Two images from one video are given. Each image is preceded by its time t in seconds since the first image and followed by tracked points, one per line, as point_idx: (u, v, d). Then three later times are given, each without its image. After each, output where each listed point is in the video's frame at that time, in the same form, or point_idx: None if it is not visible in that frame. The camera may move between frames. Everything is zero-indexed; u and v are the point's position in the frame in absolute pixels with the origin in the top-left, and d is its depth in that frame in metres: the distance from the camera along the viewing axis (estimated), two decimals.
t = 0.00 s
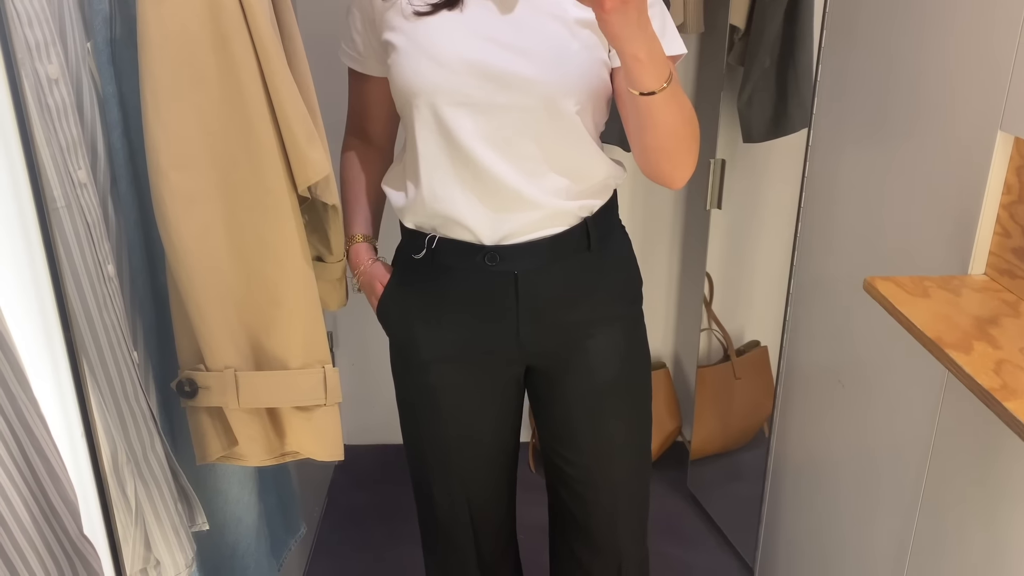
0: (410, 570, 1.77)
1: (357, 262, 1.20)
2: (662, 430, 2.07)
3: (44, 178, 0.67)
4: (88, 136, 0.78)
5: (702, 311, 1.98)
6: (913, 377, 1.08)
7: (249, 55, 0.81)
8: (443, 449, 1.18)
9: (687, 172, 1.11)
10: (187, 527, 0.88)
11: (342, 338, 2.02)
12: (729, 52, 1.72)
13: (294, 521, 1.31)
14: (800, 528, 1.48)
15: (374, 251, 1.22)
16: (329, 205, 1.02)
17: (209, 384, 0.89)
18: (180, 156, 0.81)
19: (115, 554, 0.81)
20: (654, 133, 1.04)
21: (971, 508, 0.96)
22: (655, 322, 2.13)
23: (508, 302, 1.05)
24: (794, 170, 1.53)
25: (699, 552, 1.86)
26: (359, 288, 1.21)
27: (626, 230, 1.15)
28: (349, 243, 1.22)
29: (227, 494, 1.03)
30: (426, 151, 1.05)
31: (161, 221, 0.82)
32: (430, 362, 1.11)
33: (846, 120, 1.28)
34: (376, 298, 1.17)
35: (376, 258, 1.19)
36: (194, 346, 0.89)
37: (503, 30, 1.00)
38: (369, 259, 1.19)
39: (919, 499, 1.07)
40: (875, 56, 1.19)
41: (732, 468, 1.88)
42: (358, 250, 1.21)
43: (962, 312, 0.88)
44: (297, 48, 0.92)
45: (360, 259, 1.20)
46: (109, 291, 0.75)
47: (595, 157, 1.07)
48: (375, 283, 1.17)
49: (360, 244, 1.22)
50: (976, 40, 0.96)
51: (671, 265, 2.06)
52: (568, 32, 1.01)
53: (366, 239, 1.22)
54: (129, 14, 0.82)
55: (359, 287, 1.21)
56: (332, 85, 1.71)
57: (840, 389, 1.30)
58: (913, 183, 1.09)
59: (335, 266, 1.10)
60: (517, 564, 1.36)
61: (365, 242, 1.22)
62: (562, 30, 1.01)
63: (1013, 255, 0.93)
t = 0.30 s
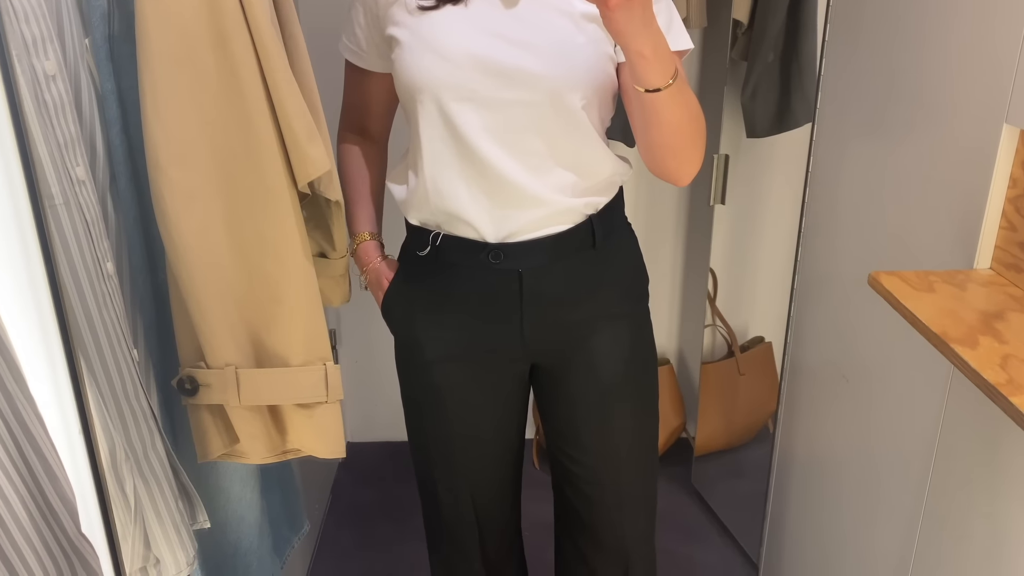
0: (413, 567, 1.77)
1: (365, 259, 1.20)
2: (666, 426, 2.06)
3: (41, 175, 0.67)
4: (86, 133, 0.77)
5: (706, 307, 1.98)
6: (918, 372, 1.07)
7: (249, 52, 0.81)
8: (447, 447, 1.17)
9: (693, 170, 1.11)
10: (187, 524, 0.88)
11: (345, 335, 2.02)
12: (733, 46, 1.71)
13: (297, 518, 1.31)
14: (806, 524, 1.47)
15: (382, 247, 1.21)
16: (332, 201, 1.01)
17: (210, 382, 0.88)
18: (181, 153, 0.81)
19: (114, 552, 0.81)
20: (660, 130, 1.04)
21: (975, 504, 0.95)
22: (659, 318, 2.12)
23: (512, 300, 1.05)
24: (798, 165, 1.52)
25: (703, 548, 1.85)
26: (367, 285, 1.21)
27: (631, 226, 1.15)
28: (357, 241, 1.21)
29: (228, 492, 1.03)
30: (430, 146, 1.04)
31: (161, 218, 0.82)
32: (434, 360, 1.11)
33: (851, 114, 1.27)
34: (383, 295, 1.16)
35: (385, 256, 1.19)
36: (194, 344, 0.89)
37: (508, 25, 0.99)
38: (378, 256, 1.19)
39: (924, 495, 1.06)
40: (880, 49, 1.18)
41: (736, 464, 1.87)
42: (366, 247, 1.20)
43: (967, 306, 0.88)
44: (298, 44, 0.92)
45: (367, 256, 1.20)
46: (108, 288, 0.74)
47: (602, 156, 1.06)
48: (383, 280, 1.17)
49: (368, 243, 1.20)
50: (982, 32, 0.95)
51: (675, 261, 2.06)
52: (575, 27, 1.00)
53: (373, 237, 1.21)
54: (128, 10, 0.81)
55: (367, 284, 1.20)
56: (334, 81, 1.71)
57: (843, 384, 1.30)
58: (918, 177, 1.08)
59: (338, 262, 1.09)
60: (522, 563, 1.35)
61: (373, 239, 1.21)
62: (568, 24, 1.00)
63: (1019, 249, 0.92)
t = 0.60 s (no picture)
0: (414, 559, 1.77)
1: (364, 252, 1.19)
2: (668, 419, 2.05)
3: (32, 166, 0.66)
4: (78, 123, 0.77)
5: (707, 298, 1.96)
6: (920, 362, 1.06)
7: (244, 41, 0.81)
8: (449, 440, 1.17)
9: (697, 163, 1.10)
10: (184, 517, 0.88)
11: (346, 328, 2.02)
12: (734, 36, 1.69)
13: (298, 511, 1.31)
14: (808, 516, 1.46)
15: (381, 240, 1.21)
16: (329, 192, 1.00)
17: (205, 374, 0.88)
18: (175, 144, 0.80)
19: (107, 548, 0.79)
20: (663, 123, 1.04)
21: (976, 494, 0.94)
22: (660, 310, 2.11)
23: (515, 292, 1.04)
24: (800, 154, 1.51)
25: (706, 540, 1.85)
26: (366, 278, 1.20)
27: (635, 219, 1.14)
28: (356, 234, 1.20)
29: (226, 484, 1.02)
30: (433, 136, 1.04)
31: (154, 211, 0.81)
32: (436, 353, 1.10)
33: (853, 102, 1.26)
34: (383, 288, 1.15)
35: (385, 249, 1.18)
36: (190, 336, 0.88)
37: (511, 13, 0.99)
38: (378, 250, 1.18)
39: (926, 486, 1.05)
40: (882, 37, 1.17)
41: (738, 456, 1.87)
42: (365, 240, 1.19)
43: (969, 296, 0.87)
44: (292, 32, 0.91)
45: (367, 249, 1.19)
46: (101, 280, 0.74)
47: (606, 148, 1.05)
48: (384, 273, 1.16)
49: (367, 236, 1.20)
50: (984, 18, 0.94)
51: (676, 252, 2.05)
52: (578, 16, 0.99)
53: (372, 230, 1.20)
54: None
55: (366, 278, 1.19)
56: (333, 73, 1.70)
57: (842, 373, 1.31)
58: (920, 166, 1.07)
59: (336, 255, 1.08)
60: (525, 556, 1.35)
61: (372, 232, 1.21)
62: (572, 13, 0.99)
63: (1022, 237, 0.90)
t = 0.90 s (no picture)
0: (414, 548, 1.78)
1: (363, 242, 1.19)
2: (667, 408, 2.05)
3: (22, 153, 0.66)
4: (70, 111, 0.76)
5: (707, 287, 1.96)
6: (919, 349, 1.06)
7: (236, 28, 0.80)
8: (449, 429, 1.17)
9: (695, 153, 1.10)
10: (179, 506, 0.88)
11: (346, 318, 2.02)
12: (732, 23, 1.68)
13: (297, 501, 1.31)
14: (808, 503, 1.46)
15: (379, 229, 1.20)
16: (324, 181, 1.00)
17: (201, 363, 0.88)
18: (167, 133, 0.80)
19: (101, 541, 0.77)
20: (663, 113, 1.04)
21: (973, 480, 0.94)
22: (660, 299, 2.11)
23: (515, 281, 1.04)
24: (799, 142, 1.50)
25: (706, 528, 1.85)
26: (366, 268, 1.20)
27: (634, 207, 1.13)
28: (354, 223, 1.20)
29: (224, 474, 1.02)
30: (432, 125, 1.03)
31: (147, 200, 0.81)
32: (436, 342, 1.10)
33: (852, 89, 1.25)
34: (383, 278, 1.15)
35: (383, 238, 1.18)
36: (184, 325, 0.88)
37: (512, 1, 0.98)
38: (377, 239, 1.18)
39: (924, 472, 1.05)
40: (881, 22, 1.16)
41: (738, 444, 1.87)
42: (364, 230, 1.19)
43: (967, 282, 0.86)
44: (285, 18, 0.90)
45: (365, 238, 1.19)
46: (94, 269, 0.74)
47: (605, 136, 1.04)
48: (383, 262, 1.15)
49: (365, 225, 1.20)
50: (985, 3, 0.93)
51: (676, 241, 2.04)
52: (579, 4, 0.98)
53: (371, 218, 1.20)
54: None
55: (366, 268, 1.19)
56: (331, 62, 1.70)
57: (835, 357, 1.33)
58: (920, 153, 1.07)
59: (332, 244, 1.09)
60: (525, 545, 1.34)
61: (370, 220, 1.20)
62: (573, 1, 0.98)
63: (1020, 224, 0.90)
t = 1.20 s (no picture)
0: (413, 537, 1.78)
1: (361, 232, 1.18)
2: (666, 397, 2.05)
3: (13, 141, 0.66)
4: (62, 99, 0.76)
5: (706, 277, 1.95)
6: (918, 337, 1.05)
7: (228, 16, 0.80)
8: (448, 418, 1.16)
9: (694, 141, 1.09)
10: (176, 497, 0.88)
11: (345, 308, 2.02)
12: (731, 11, 1.67)
13: (296, 492, 1.31)
14: (807, 492, 1.46)
15: (377, 219, 1.20)
16: (320, 170, 0.99)
17: (196, 353, 0.88)
18: (159, 120, 0.79)
19: (93, 526, 0.78)
20: (663, 102, 1.03)
21: (972, 468, 0.94)
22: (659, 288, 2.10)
23: (513, 270, 1.03)
24: (798, 130, 1.50)
25: (705, 516, 1.85)
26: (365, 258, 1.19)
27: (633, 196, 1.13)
28: (351, 212, 1.19)
29: (221, 464, 1.02)
30: (429, 115, 1.02)
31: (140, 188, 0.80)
32: (434, 331, 1.10)
33: (852, 77, 1.24)
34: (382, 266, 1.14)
35: (380, 227, 1.17)
36: (179, 315, 0.88)
37: None
38: (374, 228, 1.17)
39: (923, 460, 1.05)
40: (881, 9, 1.15)
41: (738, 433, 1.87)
42: (362, 219, 1.18)
43: (966, 269, 0.86)
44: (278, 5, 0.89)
45: (363, 228, 1.18)
46: (87, 259, 0.74)
47: (604, 126, 1.04)
48: (380, 252, 1.15)
49: (363, 214, 1.19)
50: None
51: (675, 231, 2.04)
52: None
53: (369, 208, 1.19)
54: None
55: (364, 258, 1.18)
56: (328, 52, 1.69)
57: (831, 344, 1.34)
58: (919, 140, 1.06)
59: (329, 234, 1.08)
60: (524, 534, 1.34)
61: (368, 210, 1.20)
62: None
63: (1019, 211, 0.89)
